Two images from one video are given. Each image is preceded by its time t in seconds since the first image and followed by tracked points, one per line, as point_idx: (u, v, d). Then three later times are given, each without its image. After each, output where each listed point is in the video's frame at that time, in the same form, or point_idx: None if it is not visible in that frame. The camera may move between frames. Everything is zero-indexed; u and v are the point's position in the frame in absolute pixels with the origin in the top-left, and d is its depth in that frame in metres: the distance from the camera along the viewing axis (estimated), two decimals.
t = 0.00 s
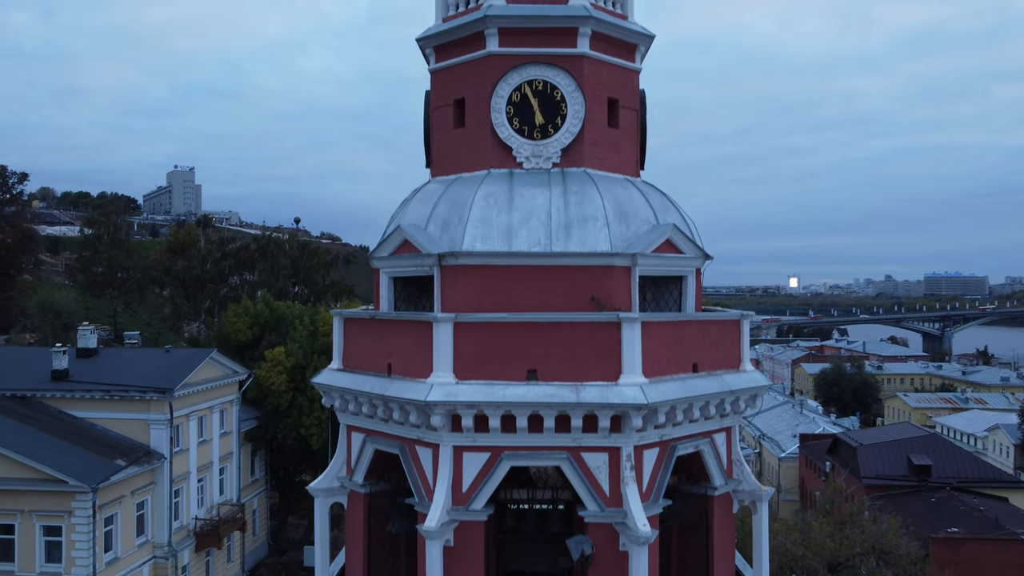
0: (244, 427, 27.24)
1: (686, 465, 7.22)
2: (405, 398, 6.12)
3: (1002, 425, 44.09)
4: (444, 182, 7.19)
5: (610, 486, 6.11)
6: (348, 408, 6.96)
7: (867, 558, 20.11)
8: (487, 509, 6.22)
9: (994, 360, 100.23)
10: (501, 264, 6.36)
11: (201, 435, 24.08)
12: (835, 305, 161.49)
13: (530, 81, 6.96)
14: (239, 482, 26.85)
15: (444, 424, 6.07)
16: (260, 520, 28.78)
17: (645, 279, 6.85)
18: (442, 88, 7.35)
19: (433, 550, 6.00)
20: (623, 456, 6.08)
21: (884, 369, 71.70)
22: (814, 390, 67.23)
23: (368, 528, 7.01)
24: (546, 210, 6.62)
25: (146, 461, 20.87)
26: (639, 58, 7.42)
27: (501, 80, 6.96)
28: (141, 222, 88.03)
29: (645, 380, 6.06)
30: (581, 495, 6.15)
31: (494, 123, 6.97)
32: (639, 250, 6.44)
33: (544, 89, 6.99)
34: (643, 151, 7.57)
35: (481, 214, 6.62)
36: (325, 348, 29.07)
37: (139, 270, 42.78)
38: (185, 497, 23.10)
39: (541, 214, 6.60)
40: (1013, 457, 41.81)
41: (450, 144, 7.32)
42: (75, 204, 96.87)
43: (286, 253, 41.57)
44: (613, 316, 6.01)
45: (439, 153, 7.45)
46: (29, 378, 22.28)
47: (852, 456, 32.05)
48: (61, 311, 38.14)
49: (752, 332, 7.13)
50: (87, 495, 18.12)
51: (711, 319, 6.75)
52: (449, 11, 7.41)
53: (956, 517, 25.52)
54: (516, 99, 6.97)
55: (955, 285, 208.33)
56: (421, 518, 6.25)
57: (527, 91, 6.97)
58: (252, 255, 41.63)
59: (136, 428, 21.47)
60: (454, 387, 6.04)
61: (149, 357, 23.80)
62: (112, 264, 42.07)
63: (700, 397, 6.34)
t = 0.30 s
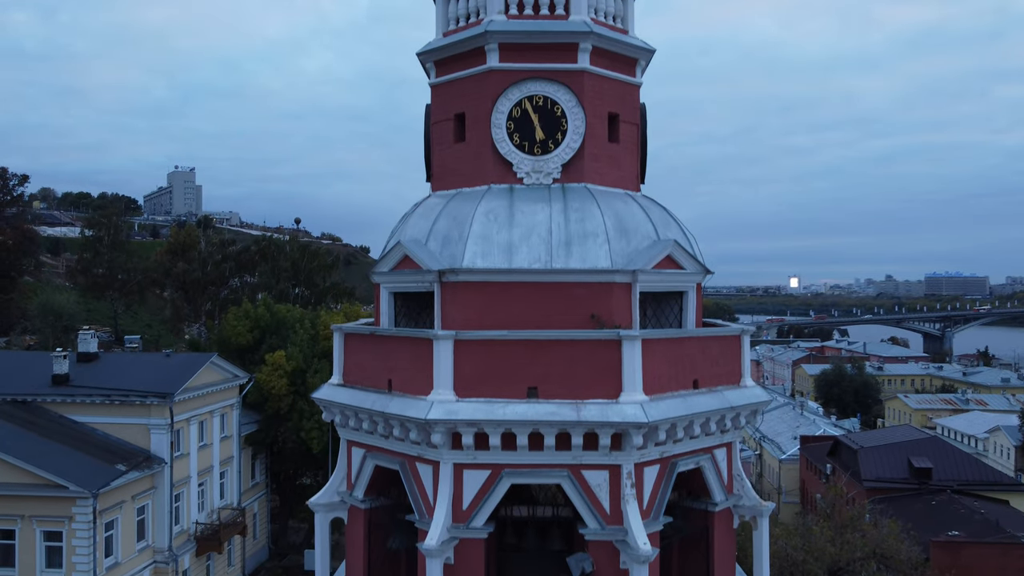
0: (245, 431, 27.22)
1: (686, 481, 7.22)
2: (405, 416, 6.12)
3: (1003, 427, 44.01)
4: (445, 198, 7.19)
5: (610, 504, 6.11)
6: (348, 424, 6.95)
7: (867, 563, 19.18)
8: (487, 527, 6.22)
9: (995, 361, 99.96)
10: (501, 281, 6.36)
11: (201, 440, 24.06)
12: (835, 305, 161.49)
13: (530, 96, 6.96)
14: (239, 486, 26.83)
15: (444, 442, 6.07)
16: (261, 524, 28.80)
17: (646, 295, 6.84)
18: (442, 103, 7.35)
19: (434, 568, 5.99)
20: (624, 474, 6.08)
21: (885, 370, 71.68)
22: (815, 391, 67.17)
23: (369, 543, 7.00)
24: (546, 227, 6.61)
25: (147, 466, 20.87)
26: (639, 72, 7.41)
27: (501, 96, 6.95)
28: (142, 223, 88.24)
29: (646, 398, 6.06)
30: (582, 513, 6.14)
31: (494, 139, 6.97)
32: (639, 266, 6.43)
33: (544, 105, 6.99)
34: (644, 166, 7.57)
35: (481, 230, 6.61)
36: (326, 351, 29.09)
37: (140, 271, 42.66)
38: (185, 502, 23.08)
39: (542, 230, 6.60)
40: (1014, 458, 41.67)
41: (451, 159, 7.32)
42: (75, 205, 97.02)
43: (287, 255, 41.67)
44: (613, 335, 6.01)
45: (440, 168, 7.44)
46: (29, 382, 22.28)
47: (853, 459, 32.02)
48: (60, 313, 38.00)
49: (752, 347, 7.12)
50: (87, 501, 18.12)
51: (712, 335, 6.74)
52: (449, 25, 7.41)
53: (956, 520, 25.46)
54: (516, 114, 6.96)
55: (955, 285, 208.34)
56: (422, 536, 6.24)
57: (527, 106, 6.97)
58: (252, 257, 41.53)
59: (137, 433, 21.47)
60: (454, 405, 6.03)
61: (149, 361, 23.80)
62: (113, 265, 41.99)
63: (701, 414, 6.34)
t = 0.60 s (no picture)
0: (246, 434, 27.21)
1: (686, 496, 7.22)
2: (406, 433, 6.11)
3: (1003, 428, 43.85)
4: (445, 213, 7.19)
5: (610, 521, 6.11)
6: (348, 439, 6.95)
7: (866, 567, 18.49)
8: (487, 543, 6.21)
9: (996, 361, 99.66)
10: (502, 297, 6.36)
11: (201, 444, 24.04)
12: (836, 306, 161.46)
13: (531, 111, 6.96)
14: (240, 489, 26.82)
15: (445, 459, 6.06)
16: (261, 527, 28.79)
17: (647, 311, 6.83)
18: (443, 117, 7.34)
19: None
20: (624, 491, 6.07)
21: (885, 371, 71.62)
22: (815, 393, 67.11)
23: (369, 558, 7.01)
24: (547, 242, 6.61)
25: (147, 470, 20.87)
26: (639, 86, 7.40)
27: (502, 111, 6.95)
28: (143, 224, 88.20)
29: (646, 415, 6.05)
30: (582, 530, 6.13)
31: (495, 153, 6.96)
32: (640, 282, 6.42)
33: (544, 120, 6.98)
34: (644, 179, 7.56)
35: (482, 246, 6.61)
36: (326, 355, 29.08)
37: (140, 272, 42.57)
38: (185, 506, 23.07)
39: (542, 246, 6.60)
40: (1015, 459, 41.49)
41: (451, 172, 7.31)
42: (75, 206, 97.01)
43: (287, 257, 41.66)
44: (613, 352, 6.00)
45: (440, 182, 7.44)
46: (30, 387, 22.28)
47: (854, 461, 31.97)
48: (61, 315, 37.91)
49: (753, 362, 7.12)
50: (87, 506, 18.11)
51: (712, 351, 6.74)
52: (450, 39, 7.39)
53: (957, 523, 25.40)
54: (516, 129, 6.96)
55: (957, 286, 208.57)
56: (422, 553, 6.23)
57: (527, 121, 6.96)
58: (253, 259, 41.46)
59: (137, 437, 21.47)
60: (455, 422, 6.02)
61: (150, 365, 23.80)
62: (113, 266, 41.93)
63: (701, 431, 6.33)
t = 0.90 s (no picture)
0: (246, 438, 27.19)
1: (688, 512, 7.21)
2: (406, 451, 6.11)
3: (1004, 429, 43.53)
4: (446, 228, 7.19)
5: (611, 540, 6.10)
6: (349, 455, 6.94)
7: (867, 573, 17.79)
8: (488, 562, 6.20)
9: (997, 362, 99.40)
10: (503, 315, 6.35)
11: (201, 448, 24.01)
12: (836, 306, 161.46)
13: (531, 128, 6.96)
14: (240, 493, 26.79)
15: (446, 478, 6.07)
16: (262, 531, 28.77)
17: (648, 328, 6.84)
18: (444, 132, 7.33)
19: None
20: (625, 510, 6.07)
21: (886, 372, 71.56)
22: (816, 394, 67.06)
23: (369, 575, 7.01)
24: (548, 260, 6.61)
25: (148, 475, 20.85)
26: (640, 101, 7.40)
27: (502, 127, 6.94)
28: (143, 224, 88.24)
29: (647, 434, 6.06)
30: (584, 549, 6.13)
31: (495, 170, 6.96)
32: (641, 300, 6.42)
33: (545, 136, 6.98)
34: (645, 194, 7.57)
35: (483, 264, 6.61)
36: (327, 358, 29.08)
37: (141, 274, 42.51)
38: (185, 511, 23.04)
39: (543, 263, 6.60)
40: (1016, 461, 41.18)
41: (452, 188, 7.31)
42: (76, 206, 96.98)
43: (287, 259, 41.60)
44: (615, 371, 6.00)
45: (441, 197, 7.44)
46: (30, 392, 22.25)
47: (855, 464, 31.85)
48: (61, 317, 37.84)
49: (753, 378, 7.13)
50: (88, 511, 18.04)
51: (713, 367, 6.74)
52: (450, 54, 7.38)
53: (957, 526, 25.32)
54: (517, 146, 6.96)
55: (958, 286, 208.93)
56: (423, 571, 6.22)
57: (528, 138, 6.96)
58: (253, 261, 41.40)
59: (138, 442, 21.45)
60: (456, 441, 6.02)
61: (150, 369, 23.79)
62: (113, 268, 41.89)
63: (702, 448, 6.33)
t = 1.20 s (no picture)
0: (247, 443, 27.19)
1: (688, 530, 7.21)
2: (408, 471, 6.11)
3: (1005, 431, 42.85)
4: (447, 246, 7.19)
5: (613, 560, 6.10)
6: (350, 473, 6.95)
7: None
8: None
9: (998, 363, 99.16)
10: (504, 335, 6.36)
11: (202, 453, 23.99)
12: (836, 307, 161.42)
13: (532, 146, 6.96)
14: (241, 497, 26.76)
15: (447, 499, 6.07)
16: (263, 535, 28.74)
17: (650, 347, 6.83)
18: (446, 149, 7.33)
19: None
20: (626, 530, 6.07)
21: (886, 373, 71.50)
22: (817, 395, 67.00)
23: None
24: (549, 278, 6.61)
25: (148, 481, 20.84)
26: (641, 118, 7.40)
27: (503, 145, 6.95)
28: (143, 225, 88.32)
29: (648, 455, 6.06)
30: (585, 569, 6.13)
31: (497, 188, 6.97)
32: (642, 319, 6.43)
33: (547, 154, 6.98)
34: (646, 211, 7.57)
35: (484, 283, 6.61)
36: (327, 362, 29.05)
37: (141, 276, 42.50)
38: (186, 516, 23.01)
39: (545, 282, 6.60)
40: (1016, 463, 40.69)
41: (454, 204, 7.31)
42: (76, 207, 97.00)
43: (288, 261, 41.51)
44: (616, 392, 6.00)
45: (442, 214, 7.45)
46: (31, 397, 22.25)
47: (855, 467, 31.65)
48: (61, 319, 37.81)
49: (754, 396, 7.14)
50: (89, 518, 17.96)
51: (715, 386, 6.74)
52: (451, 71, 7.40)
53: (958, 530, 25.23)
54: (519, 164, 6.96)
55: (958, 286, 208.93)
56: None
57: (530, 156, 6.96)
58: (253, 263, 41.33)
59: (138, 447, 21.46)
60: (458, 461, 6.03)
61: (151, 374, 23.80)
62: (114, 270, 41.89)
63: (703, 468, 6.34)
